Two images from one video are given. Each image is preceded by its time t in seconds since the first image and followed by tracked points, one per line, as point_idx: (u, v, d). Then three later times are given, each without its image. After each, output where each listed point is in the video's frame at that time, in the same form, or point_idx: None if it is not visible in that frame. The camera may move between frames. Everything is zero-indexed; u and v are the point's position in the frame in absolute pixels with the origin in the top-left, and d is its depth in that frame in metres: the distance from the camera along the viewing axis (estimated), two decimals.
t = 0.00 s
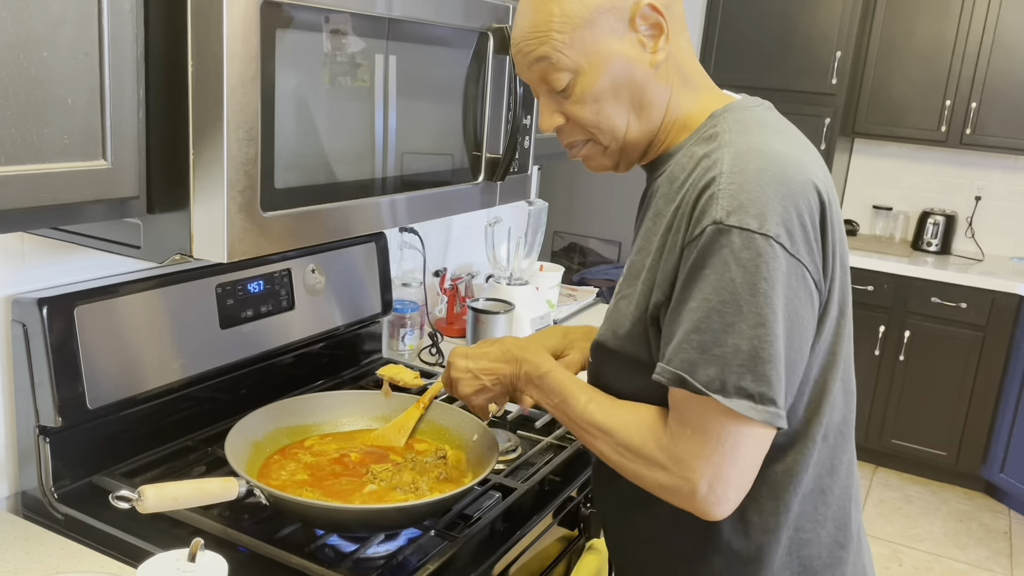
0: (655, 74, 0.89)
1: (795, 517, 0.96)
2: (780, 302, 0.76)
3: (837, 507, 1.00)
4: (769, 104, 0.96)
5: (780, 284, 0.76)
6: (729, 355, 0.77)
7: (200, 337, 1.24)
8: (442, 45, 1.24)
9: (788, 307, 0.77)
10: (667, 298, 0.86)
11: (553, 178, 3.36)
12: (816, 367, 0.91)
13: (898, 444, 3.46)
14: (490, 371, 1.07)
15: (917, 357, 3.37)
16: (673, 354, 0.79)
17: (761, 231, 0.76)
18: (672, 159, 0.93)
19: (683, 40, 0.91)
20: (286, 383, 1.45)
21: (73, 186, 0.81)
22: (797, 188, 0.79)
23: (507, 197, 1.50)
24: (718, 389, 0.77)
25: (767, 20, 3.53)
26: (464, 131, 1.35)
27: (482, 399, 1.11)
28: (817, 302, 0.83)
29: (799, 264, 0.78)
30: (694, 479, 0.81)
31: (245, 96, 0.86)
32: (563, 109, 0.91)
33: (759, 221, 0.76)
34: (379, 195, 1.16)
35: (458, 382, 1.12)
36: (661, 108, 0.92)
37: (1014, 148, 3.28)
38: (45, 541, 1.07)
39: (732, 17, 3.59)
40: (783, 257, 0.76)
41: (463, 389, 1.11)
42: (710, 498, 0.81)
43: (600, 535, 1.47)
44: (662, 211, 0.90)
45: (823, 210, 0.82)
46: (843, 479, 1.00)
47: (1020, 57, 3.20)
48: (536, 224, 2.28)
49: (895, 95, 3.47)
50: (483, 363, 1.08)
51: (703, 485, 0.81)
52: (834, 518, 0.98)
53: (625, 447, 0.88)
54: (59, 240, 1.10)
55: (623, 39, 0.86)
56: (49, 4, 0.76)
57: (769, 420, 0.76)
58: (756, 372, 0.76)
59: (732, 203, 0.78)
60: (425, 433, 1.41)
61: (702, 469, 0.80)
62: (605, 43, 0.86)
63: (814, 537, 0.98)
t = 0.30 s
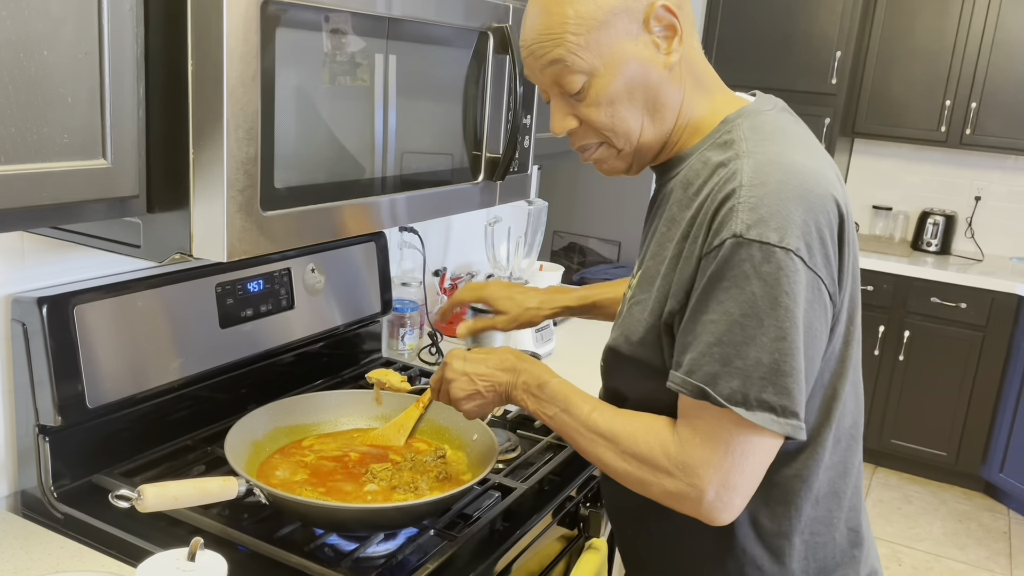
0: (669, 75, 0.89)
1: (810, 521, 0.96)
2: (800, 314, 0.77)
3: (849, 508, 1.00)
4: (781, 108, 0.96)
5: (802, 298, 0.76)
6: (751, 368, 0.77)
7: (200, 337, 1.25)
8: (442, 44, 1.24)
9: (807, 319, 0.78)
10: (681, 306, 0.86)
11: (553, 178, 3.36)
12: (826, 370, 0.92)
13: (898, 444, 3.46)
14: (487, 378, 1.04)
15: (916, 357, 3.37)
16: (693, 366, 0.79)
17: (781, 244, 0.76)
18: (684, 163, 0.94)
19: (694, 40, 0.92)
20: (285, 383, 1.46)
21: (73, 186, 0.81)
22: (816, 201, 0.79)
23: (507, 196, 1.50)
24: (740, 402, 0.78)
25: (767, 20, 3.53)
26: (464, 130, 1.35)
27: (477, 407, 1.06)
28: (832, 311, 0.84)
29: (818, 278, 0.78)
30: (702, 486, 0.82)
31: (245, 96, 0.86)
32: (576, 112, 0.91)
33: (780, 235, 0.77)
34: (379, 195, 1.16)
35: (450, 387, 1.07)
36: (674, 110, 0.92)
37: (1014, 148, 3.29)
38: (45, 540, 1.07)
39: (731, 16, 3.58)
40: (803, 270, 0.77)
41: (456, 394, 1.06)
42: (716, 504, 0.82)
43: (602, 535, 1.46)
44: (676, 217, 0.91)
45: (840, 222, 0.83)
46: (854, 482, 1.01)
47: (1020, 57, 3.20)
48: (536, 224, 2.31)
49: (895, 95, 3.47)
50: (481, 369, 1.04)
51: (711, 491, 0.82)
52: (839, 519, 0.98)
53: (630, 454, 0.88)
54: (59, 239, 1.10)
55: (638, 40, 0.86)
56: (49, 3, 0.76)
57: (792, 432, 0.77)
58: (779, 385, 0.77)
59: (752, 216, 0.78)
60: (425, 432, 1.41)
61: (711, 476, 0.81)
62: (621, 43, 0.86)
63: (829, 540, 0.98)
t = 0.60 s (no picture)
0: (663, 76, 0.90)
1: (814, 524, 0.97)
2: (821, 314, 0.77)
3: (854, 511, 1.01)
4: (795, 108, 0.97)
5: (823, 298, 0.76)
6: (771, 367, 0.77)
7: (199, 336, 1.24)
8: (442, 44, 1.24)
9: (827, 319, 0.78)
10: (696, 304, 0.86)
11: (552, 178, 3.36)
12: (837, 372, 0.92)
13: (898, 444, 3.46)
14: (482, 380, 1.04)
15: (916, 357, 3.37)
16: (711, 366, 0.79)
17: (803, 244, 0.76)
18: (695, 162, 0.94)
19: (700, 43, 0.91)
20: (285, 383, 1.46)
21: (73, 185, 0.81)
22: (837, 201, 0.80)
23: (507, 196, 1.50)
24: (759, 402, 0.78)
25: (767, 19, 3.53)
26: (464, 130, 1.35)
27: (471, 410, 1.06)
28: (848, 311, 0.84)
29: (839, 278, 0.79)
30: (713, 486, 0.81)
31: (245, 95, 0.86)
32: (571, 101, 0.94)
33: (801, 234, 0.77)
34: (379, 195, 1.16)
35: (444, 389, 1.08)
36: (668, 111, 0.92)
37: (1014, 148, 3.29)
38: (44, 540, 1.07)
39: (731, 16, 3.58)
40: (825, 269, 0.77)
41: (451, 396, 1.07)
42: (726, 504, 0.82)
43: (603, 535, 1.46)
44: (690, 215, 0.91)
45: (860, 223, 0.83)
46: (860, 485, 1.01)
47: (1020, 57, 3.20)
48: (536, 224, 2.28)
49: (895, 95, 3.47)
50: (476, 371, 1.05)
51: (722, 492, 0.81)
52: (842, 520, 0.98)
53: (634, 455, 0.87)
54: (59, 239, 1.10)
55: (631, 40, 0.87)
56: (49, 3, 0.76)
57: (811, 433, 0.77)
58: (798, 385, 0.77)
59: (774, 215, 0.78)
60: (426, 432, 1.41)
61: (722, 476, 0.81)
62: (611, 41, 0.87)
63: (835, 544, 0.99)
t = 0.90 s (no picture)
0: (663, 66, 0.90)
1: (816, 528, 0.97)
2: (825, 309, 0.76)
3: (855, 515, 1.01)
4: (806, 108, 0.97)
5: (829, 293, 0.76)
6: (772, 362, 0.76)
7: (200, 335, 1.25)
8: (443, 44, 1.24)
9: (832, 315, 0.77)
10: (700, 299, 0.86)
11: (552, 178, 3.36)
12: (841, 374, 0.91)
13: (898, 444, 3.46)
14: (472, 369, 1.01)
15: (916, 357, 3.37)
16: (712, 359, 0.79)
17: (809, 237, 0.76)
18: (703, 158, 0.94)
19: (707, 38, 0.90)
20: (285, 383, 1.46)
21: (73, 184, 0.81)
22: (845, 197, 0.80)
23: (507, 196, 1.50)
24: (759, 397, 0.77)
25: (766, 19, 3.53)
26: (464, 129, 1.35)
27: (458, 400, 1.03)
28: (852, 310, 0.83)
29: (844, 274, 0.78)
30: (706, 481, 0.80)
31: (245, 95, 0.86)
32: (579, 89, 0.98)
33: (808, 228, 0.76)
34: (379, 194, 1.16)
35: (432, 376, 1.05)
36: (669, 103, 0.93)
37: (1014, 148, 3.29)
38: (44, 539, 1.07)
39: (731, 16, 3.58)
40: (830, 264, 0.76)
41: (439, 383, 1.04)
42: (717, 501, 0.81)
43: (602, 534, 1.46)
44: (697, 210, 0.91)
45: (867, 222, 0.83)
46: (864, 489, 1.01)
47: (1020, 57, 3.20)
48: (536, 222, 2.35)
49: (895, 95, 3.47)
50: (466, 359, 1.02)
51: (715, 487, 0.80)
52: (843, 521, 0.99)
53: (625, 447, 0.86)
54: (59, 238, 1.10)
55: (631, 28, 0.89)
56: (48, 1, 0.76)
57: (812, 430, 0.76)
58: (800, 381, 0.76)
59: (781, 209, 0.78)
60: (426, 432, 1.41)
61: (717, 471, 0.79)
62: (612, 29, 0.90)
63: (836, 548, 0.99)
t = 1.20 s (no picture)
0: (661, 65, 0.90)
1: (818, 534, 0.97)
2: (815, 304, 0.75)
3: (859, 523, 1.01)
4: (808, 108, 0.97)
5: (819, 288, 0.75)
6: (758, 356, 0.75)
7: (200, 335, 1.25)
8: (443, 44, 1.24)
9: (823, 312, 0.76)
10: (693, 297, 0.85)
11: (552, 178, 3.36)
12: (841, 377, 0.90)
13: (898, 444, 3.46)
14: (459, 363, 0.99)
15: (916, 357, 3.37)
16: (697, 353, 0.77)
17: (799, 232, 0.75)
18: (703, 157, 0.93)
19: (706, 38, 0.90)
20: (285, 383, 1.46)
21: (73, 184, 0.81)
22: (839, 194, 0.79)
23: (507, 196, 1.50)
24: (744, 392, 0.75)
25: (766, 19, 3.53)
26: (464, 129, 1.36)
27: (442, 394, 1.00)
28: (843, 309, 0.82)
29: (837, 271, 0.77)
30: (686, 475, 0.78)
31: (245, 95, 0.86)
32: (579, 89, 0.98)
33: (798, 222, 0.76)
34: (379, 194, 1.16)
35: (418, 369, 1.02)
36: (667, 102, 0.93)
37: (1014, 148, 3.29)
38: (44, 539, 1.07)
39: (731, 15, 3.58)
40: (821, 259, 0.75)
41: (424, 376, 1.01)
42: (698, 497, 0.78)
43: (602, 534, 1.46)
44: (694, 210, 0.90)
45: (862, 221, 0.82)
46: (867, 494, 1.01)
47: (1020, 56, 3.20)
48: (535, 223, 2.33)
49: (895, 95, 3.47)
50: (454, 354, 0.99)
51: (695, 482, 0.78)
52: (846, 524, 0.98)
53: (608, 440, 0.84)
54: (59, 238, 1.10)
55: (630, 27, 0.89)
56: (49, 1, 0.76)
57: (797, 427, 0.74)
58: (785, 376, 0.75)
59: (772, 203, 0.77)
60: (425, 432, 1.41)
61: (698, 465, 0.77)
62: (611, 28, 0.90)
63: (838, 553, 0.99)
